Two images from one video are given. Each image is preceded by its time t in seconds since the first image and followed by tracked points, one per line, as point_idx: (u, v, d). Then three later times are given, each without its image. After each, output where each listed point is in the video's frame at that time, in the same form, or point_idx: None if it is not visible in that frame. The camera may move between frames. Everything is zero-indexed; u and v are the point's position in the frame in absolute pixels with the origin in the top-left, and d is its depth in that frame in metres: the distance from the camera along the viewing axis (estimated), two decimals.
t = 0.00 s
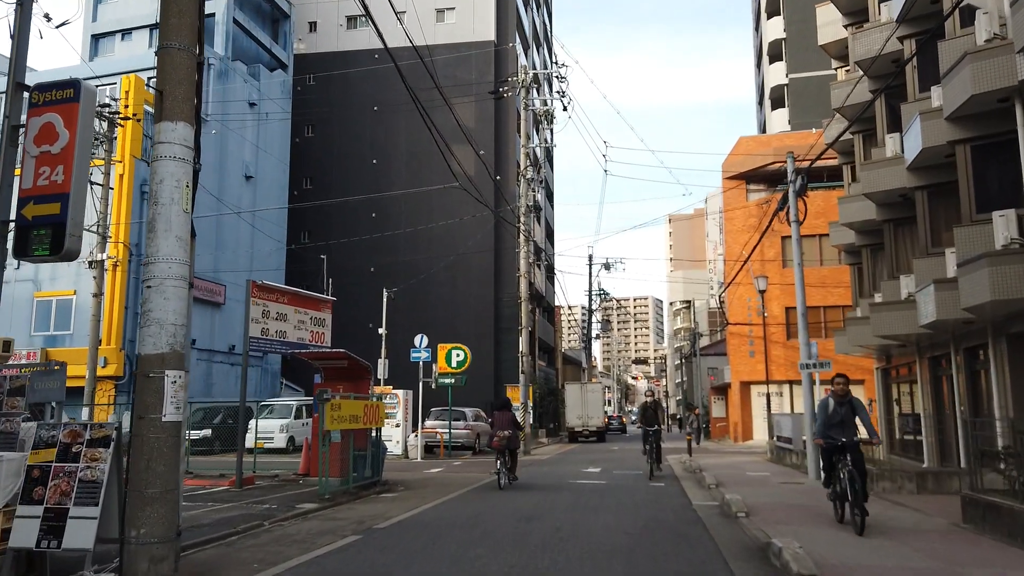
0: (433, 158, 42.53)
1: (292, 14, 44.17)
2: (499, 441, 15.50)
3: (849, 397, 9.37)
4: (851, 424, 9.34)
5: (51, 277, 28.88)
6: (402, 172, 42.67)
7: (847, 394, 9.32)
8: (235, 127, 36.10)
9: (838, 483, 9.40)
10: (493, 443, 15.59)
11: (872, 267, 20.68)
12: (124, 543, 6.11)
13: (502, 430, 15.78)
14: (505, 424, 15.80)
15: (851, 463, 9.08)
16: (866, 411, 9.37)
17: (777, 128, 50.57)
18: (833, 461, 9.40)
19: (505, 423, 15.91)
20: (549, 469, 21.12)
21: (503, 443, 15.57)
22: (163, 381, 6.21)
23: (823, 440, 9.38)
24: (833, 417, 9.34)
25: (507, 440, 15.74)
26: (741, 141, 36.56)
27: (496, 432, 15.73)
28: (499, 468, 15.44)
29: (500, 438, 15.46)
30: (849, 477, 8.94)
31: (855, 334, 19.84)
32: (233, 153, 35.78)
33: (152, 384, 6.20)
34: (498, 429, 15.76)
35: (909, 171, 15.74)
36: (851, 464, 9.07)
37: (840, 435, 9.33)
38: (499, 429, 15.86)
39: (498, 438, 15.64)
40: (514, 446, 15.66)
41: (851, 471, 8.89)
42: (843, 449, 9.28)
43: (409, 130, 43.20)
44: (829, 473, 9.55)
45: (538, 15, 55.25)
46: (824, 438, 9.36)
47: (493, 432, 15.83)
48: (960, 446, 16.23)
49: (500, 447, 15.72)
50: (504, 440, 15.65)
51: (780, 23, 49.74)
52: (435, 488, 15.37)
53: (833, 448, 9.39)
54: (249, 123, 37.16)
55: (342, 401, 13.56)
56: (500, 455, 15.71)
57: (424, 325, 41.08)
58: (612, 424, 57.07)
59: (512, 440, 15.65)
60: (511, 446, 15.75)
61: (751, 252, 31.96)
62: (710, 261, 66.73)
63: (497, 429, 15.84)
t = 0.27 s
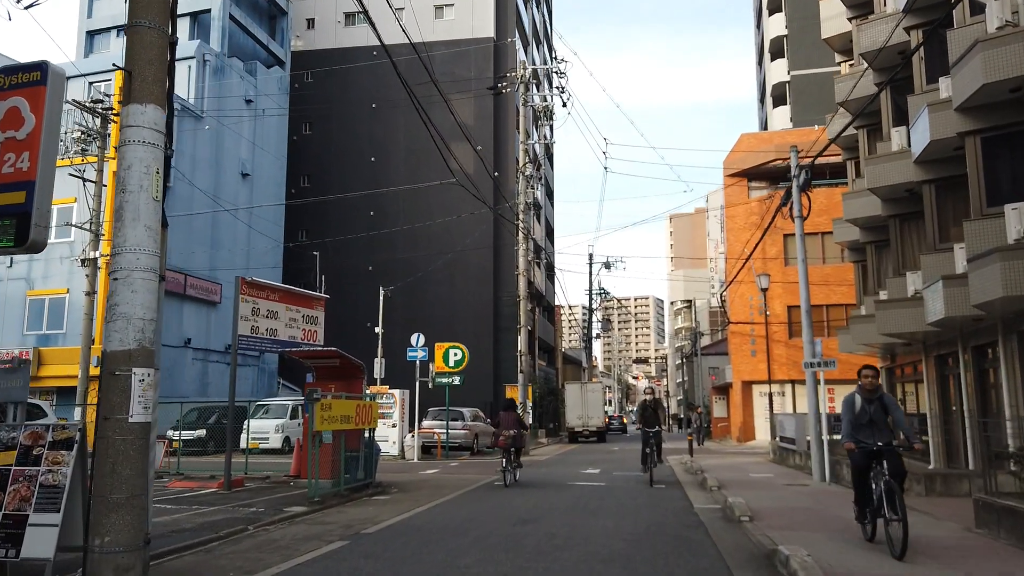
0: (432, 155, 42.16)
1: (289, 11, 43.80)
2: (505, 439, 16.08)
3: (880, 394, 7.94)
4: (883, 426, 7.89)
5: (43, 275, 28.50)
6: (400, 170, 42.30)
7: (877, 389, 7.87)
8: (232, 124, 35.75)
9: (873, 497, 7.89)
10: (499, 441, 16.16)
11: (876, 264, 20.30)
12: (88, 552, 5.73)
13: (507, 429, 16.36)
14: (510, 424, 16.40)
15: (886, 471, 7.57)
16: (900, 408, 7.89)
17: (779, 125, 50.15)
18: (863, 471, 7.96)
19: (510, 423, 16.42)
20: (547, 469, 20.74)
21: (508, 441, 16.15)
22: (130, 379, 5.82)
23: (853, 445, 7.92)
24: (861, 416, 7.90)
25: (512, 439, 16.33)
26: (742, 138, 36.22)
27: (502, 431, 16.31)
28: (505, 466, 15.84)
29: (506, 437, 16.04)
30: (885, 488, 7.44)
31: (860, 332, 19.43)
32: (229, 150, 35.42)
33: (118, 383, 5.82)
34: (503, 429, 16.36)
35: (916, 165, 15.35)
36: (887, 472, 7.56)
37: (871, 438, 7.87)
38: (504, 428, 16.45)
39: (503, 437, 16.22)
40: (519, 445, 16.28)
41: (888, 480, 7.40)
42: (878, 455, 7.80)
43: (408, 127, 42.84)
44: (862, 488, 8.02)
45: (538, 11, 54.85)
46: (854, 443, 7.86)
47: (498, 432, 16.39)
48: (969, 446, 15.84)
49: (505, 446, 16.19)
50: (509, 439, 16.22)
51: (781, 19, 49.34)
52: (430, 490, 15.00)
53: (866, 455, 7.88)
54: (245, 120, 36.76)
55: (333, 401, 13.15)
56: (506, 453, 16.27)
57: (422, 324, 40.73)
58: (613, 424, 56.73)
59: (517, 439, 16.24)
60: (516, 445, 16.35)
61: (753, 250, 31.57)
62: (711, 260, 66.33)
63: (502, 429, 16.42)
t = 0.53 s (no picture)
0: (431, 154, 41.76)
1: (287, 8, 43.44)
2: (511, 440, 16.57)
3: (935, 389, 6.43)
4: (935, 429, 6.38)
5: (36, 274, 28.11)
6: (399, 168, 41.91)
7: (930, 383, 6.37)
8: (228, 121, 35.37)
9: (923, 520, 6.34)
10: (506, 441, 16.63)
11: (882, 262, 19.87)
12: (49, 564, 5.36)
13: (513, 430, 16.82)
14: (517, 424, 16.85)
15: (943, 485, 6.05)
16: (957, 408, 6.40)
17: (781, 123, 49.72)
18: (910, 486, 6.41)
19: (517, 423, 16.89)
20: (547, 471, 20.32)
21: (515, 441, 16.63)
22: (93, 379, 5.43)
23: (899, 453, 6.38)
24: (910, 418, 6.38)
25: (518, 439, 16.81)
26: (744, 135, 35.45)
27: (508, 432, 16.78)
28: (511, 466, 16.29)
29: (513, 438, 16.53)
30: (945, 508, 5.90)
31: (864, 331, 19.01)
32: (226, 148, 35.04)
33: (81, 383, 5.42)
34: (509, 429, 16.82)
35: (925, 158, 14.94)
36: (944, 487, 6.04)
37: (920, 445, 6.35)
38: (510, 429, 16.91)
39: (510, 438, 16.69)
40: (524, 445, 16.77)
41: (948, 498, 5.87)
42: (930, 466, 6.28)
43: (406, 125, 42.44)
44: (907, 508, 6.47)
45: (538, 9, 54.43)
46: (900, 451, 6.32)
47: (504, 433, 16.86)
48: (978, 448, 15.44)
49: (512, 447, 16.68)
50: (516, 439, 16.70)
51: (783, 16, 48.92)
52: (426, 493, 14.61)
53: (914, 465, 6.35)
54: (242, 118, 36.37)
55: (324, 402, 12.73)
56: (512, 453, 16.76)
57: (421, 324, 40.35)
58: (614, 425, 56.31)
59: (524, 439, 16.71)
60: (522, 446, 16.83)
61: (755, 248, 31.14)
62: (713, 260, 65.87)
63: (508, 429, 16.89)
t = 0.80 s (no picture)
0: (430, 151, 41.39)
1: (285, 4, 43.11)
2: (518, 437, 16.86)
3: (1017, 377, 4.94)
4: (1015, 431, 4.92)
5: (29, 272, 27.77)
6: (398, 165, 41.55)
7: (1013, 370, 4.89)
8: (226, 117, 35.01)
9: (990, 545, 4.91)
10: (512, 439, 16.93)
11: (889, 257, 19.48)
12: (3, 572, 5.02)
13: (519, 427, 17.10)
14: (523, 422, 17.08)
15: None
16: None
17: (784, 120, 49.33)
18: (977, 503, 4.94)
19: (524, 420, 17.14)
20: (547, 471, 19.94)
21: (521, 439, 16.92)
22: (52, 371, 5.12)
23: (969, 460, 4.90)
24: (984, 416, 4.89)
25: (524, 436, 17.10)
26: (746, 132, 35.21)
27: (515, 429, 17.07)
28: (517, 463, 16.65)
29: (519, 435, 16.81)
30: None
31: (870, 329, 18.51)
32: (223, 144, 34.68)
33: (39, 375, 5.11)
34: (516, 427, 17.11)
35: (935, 149, 14.55)
36: None
37: (994, 449, 4.88)
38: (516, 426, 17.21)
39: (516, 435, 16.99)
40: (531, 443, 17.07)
41: None
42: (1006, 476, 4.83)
43: (406, 122, 42.09)
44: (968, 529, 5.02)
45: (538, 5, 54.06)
46: (971, 457, 4.82)
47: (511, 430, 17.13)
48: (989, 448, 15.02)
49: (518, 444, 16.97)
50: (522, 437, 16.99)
51: (786, 12, 48.55)
52: (422, 493, 14.26)
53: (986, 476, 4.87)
54: (239, 114, 36.03)
55: (316, 400, 12.31)
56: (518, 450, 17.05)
57: (420, 323, 40.02)
58: (615, 424, 55.92)
59: (530, 437, 16.99)
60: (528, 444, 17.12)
61: (758, 245, 30.76)
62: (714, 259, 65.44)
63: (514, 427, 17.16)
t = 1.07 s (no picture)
0: (430, 148, 40.96)
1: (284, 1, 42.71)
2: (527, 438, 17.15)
3: None
4: None
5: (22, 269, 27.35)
6: (397, 163, 41.14)
7: None
8: (223, 114, 34.61)
9: None
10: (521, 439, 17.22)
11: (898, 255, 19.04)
12: None
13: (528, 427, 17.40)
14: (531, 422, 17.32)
15: None
16: None
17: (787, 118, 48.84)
18: None
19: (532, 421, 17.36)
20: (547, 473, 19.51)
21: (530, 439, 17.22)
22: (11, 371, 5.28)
23: None
24: None
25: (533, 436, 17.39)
26: (750, 129, 34.80)
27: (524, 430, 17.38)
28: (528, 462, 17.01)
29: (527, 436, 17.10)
30: None
31: (879, 328, 18.03)
32: (220, 141, 34.28)
33: None
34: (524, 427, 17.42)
35: (950, 142, 14.13)
36: None
37: None
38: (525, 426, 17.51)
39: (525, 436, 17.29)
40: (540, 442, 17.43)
41: None
42: None
43: (405, 119, 41.67)
44: None
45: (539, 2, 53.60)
46: None
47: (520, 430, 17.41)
48: (1005, 450, 14.54)
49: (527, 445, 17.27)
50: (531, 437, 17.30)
51: (790, 9, 48.08)
52: (419, 496, 13.84)
53: None
54: (236, 111, 35.64)
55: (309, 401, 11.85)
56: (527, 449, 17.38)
57: (420, 322, 39.61)
58: (616, 425, 55.45)
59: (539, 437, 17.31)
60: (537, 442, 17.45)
61: (763, 242, 30.30)
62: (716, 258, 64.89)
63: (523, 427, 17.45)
